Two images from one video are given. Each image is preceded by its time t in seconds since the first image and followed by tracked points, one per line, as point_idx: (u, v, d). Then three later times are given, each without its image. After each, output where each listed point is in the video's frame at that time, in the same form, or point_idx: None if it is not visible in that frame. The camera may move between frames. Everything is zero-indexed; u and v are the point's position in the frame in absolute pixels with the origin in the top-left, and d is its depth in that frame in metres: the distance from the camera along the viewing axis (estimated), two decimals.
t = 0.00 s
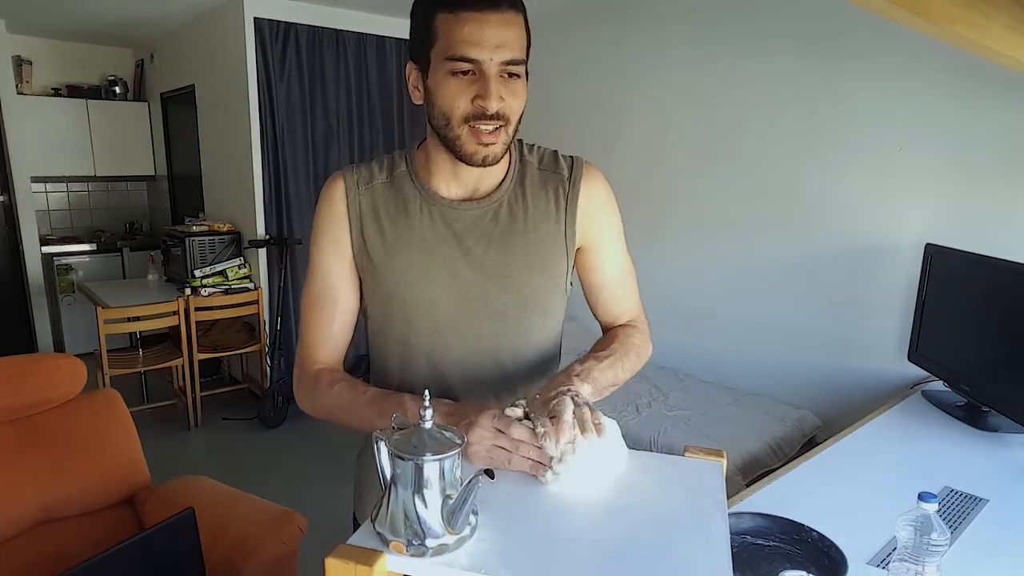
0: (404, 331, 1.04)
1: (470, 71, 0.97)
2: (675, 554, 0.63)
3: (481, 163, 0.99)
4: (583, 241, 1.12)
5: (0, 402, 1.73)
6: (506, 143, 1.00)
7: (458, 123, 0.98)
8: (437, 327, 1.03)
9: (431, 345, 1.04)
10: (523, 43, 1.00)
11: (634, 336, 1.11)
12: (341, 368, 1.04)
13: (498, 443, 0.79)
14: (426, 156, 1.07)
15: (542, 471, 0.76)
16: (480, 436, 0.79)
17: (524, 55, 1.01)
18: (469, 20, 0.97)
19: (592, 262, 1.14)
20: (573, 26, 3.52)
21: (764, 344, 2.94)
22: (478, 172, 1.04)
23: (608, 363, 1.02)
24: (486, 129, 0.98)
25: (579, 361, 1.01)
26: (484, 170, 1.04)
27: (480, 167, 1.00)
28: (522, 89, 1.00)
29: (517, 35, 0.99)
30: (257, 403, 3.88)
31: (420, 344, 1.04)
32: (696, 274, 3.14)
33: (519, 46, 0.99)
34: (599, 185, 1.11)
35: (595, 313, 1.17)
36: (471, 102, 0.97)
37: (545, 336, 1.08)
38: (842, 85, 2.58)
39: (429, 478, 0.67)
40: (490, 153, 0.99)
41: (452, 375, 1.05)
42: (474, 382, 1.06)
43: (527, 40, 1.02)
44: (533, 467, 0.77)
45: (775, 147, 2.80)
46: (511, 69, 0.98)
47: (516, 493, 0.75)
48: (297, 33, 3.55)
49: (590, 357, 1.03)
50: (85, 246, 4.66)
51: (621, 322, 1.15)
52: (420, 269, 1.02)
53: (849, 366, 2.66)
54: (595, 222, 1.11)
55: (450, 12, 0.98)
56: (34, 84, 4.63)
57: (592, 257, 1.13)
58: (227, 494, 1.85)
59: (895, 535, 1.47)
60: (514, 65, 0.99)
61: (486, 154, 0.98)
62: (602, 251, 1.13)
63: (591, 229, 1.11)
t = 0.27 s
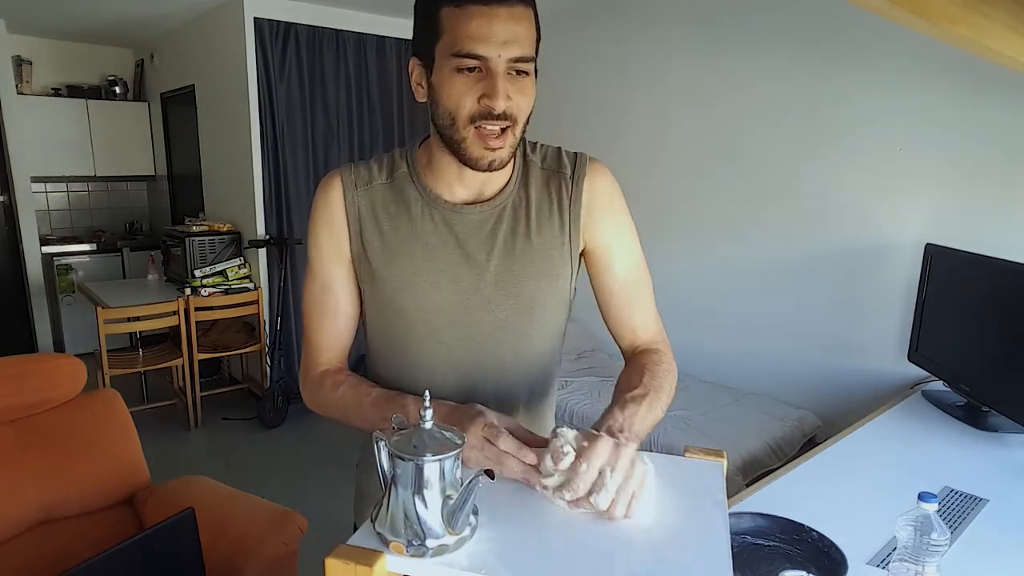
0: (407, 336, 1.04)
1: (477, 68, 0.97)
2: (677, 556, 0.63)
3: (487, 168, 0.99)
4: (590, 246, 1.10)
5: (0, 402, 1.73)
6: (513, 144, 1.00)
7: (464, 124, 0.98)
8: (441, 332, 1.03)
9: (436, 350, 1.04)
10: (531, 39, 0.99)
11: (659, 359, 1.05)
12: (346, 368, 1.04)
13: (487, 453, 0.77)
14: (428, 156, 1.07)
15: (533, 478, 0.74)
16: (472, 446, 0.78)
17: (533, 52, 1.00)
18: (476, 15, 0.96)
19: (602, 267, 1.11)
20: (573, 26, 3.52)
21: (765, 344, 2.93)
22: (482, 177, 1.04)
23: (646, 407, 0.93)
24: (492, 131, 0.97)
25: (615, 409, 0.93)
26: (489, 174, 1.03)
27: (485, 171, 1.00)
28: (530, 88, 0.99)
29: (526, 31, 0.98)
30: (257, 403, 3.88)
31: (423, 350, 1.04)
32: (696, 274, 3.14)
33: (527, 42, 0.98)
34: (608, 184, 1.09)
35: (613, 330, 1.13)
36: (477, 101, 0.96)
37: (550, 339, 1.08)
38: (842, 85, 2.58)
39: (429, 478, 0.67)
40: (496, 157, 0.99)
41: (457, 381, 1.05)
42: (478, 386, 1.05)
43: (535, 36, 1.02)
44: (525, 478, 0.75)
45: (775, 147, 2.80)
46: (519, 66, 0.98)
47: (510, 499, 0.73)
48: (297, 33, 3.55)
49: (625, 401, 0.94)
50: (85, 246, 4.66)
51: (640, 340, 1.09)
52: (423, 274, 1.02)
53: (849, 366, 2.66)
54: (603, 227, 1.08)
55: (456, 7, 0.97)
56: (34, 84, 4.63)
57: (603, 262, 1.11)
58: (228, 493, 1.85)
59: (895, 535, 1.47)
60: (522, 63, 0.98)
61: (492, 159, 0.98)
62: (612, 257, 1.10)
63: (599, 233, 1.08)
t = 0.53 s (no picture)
0: (405, 329, 1.04)
1: (469, 64, 0.97)
2: (675, 556, 0.63)
3: (478, 156, 0.99)
4: (579, 241, 1.11)
5: (0, 402, 1.72)
6: (504, 136, 1.00)
7: (455, 116, 0.98)
8: (437, 325, 1.03)
9: (433, 343, 1.04)
10: (522, 37, 1.00)
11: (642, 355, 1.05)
12: (347, 368, 1.04)
13: (490, 448, 0.77)
14: (425, 153, 1.07)
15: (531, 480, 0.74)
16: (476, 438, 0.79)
17: (524, 50, 1.01)
18: (469, 13, 0.97)
19: (590, 262, 1.12)
20: (573, 26, 3.52)
21: (765, 344, 2.94)
22: (477, 166, 1.04)
23: (636, 401, 0.93)
24: (483, 122, 0.98)
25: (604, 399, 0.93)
26: (483, 164, 1.04)
27: (478, 160, 1.00)
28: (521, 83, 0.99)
29: (517, 29, 0.99)
30: (257, 403, 3.88)
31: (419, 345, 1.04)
32: (696, 274, 3.14)
33: (518, 40, 0.99)
34: (597, 182, 1.10)
35: (597, 325, 1.14)
36: (468, 95, 0.97)
37: (544, 333, 1.09)
38: (842, 85, 2.58)
39: (429, 478, 0.67)
40: (489, 147, 0.99)
41: (454, 374, 1.05)
42: (476, 383, 1.05)
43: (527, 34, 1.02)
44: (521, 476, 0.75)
45: (775, 147, 2.80)
46: (509, 62, 0.98)
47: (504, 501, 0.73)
48: (297, 33, 3.55)
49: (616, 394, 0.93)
50: (85, 246, 4.66)
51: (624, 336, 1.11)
52: (419, 267, 1.02)
53: (849, 366, 2.66)
54: (593, 223, 1.09)
55: (450, 5, 0.98)
56: (34, 84, 4.63)
57: (590, 257, 1.11)
58: (227, 494, 1.85)
59: (895, 535, 1.47)
60: (513, 59, 0.99)
61: (483, 148, 0.99)
62: (599, 252, 1.11)
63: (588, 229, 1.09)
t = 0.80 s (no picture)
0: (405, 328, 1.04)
1: (463, 69, 0.97)
2: (675, 555, 0.63)
3: (473, 156, 1.00)
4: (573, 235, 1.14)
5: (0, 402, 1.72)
6: (498, 137, 1.00)
7: (450, 118, 0.98)
8: (437, 323, 1.03)
9: (433, 340, 1.03)
10: (516, 42, 1.00)
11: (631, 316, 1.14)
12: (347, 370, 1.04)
13: (485, 442, 0.79)
14: (423, 155, 1.07)
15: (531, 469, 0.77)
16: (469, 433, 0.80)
17: (518, 54, 1.01)
18: (463, 20, 0.97)
19: (580, 253, 1.16)
20: (573, 26, 3.52)
21: (765, 344, 2.93)
22: (474, 166, 1.04)
23: (619, 343, 1.03)
24: (477, 124, 0.98)
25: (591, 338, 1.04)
26: (481, 165, 1.04)
27: (473, 160, 1.00)
28: (514, 87, 1.00)
29: (511, 34, 0.99)
30: (257, 403, 3.88)
31: (419, 345, 1.04)
32: (696, 274, 3.14)
33: (511, 44, 0.99)
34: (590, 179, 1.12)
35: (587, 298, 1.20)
36: (463, 98, 0.97)
37: (543, 331, 1.09)
38: (842, 84, 2.58)
39: (429, 477, 0.67)
40: (483, 146, 0.99)
41: (454, 372, 1.05)
42: (476, 382, 1.06)
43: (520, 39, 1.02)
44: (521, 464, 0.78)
45: (775, 147, 2.80)
46: (502, 67, 0.98)
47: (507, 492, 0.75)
48: (297, 33, 3.55)
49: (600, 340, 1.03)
50: (85, 246, 4.66)
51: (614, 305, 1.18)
52: (419, 265, 1.02)
53: (849, 366, 2.66)
54: (586, 218, 1.12)
55: (445, 12, 0.98)
56: (34, 84, 4.63)
57: (581, 249, 1.15)
58: (228, 494, 1.85)
59: (895, 535, 1.47)
60: (506, 64, 0.99)
61: (478, 147, 0.99)
62: (591, 244, 1.15)
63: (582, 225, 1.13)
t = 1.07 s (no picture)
0: (408, 330, 1.04)
1: (463, 70, 0.97)
2: (675, 554, 0.63)
3: (475, 157, 0.99)
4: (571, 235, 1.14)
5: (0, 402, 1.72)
6: (499, 138, 1.00)
7: (451, 120, 0.98)
8: (441, 325, 1.03)
9: (438, 342, 1.04)
10: (515, 43, 1.01)
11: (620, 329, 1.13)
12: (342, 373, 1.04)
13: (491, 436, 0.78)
14: (423, 156, 1.06)
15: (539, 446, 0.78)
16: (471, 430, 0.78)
17: (517, 55, 1.01)
18: (462, 21, 0.97)
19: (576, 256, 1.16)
20: (573, 26, 3.52)
21: (765, 344, 2.94)
22: (476, 169, 1.04)
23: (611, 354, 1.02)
24: (479, 126, 0.97)
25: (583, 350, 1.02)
26: (482, 167, 1.04)
27: (473, 161, 1.00)
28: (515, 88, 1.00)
29: (510, 36, 0.99)
30: (257, 403, 3.88)
31: (422, 348, 1.04)
32: (696, 274, 3.14)
33: (511, 46, 0.99)
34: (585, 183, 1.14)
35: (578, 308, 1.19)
36: (464, 100, 0.97)
37: (542, 329, 1.11)
38: (842, 84, 2.58)
39: (429, 477, 0.67)
40: (484, 147, 0.99)
41: (457, 373, 1.05)
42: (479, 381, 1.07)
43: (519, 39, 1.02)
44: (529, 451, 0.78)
45: (775, 147, 2.80)
46: (502, 68, 0.98)
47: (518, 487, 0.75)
48: (297, 33, 3.55)
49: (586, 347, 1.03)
50: (85, 246, 4.66)
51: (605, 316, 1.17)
52: (423, 269, 1.02)
53: (849, 366, 2.66)
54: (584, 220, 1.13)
55: (445, 13, 0.98)
56: (34, 84, 4.63)
57: (579, 251, 1.15)
58: (228, 494, 1.85)
59: (894, 535, 1.47)
60: (507, 65, 0.99)
61: (480, 149, 0.99)
62: (587, 247, 1.15)
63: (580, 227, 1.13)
